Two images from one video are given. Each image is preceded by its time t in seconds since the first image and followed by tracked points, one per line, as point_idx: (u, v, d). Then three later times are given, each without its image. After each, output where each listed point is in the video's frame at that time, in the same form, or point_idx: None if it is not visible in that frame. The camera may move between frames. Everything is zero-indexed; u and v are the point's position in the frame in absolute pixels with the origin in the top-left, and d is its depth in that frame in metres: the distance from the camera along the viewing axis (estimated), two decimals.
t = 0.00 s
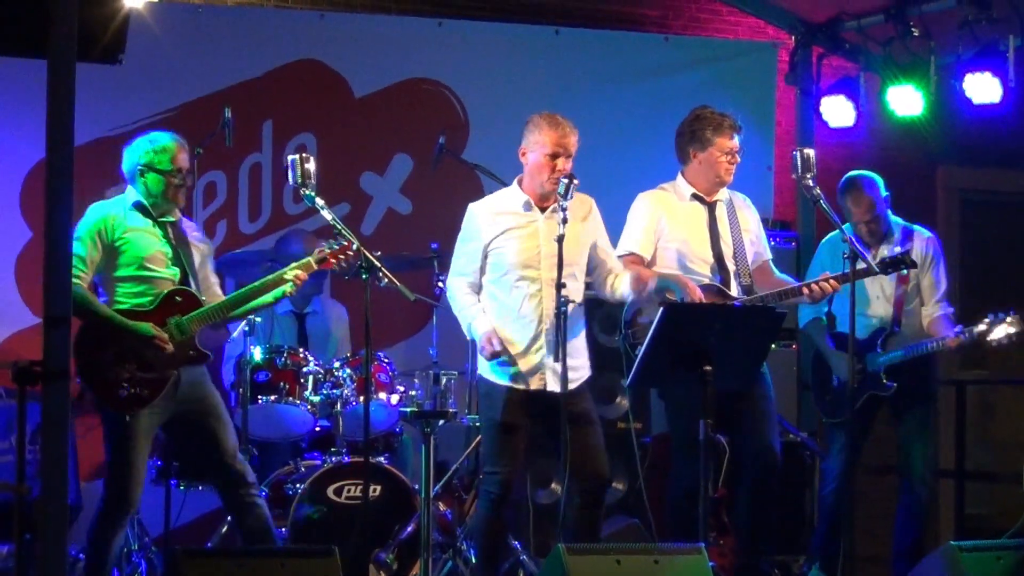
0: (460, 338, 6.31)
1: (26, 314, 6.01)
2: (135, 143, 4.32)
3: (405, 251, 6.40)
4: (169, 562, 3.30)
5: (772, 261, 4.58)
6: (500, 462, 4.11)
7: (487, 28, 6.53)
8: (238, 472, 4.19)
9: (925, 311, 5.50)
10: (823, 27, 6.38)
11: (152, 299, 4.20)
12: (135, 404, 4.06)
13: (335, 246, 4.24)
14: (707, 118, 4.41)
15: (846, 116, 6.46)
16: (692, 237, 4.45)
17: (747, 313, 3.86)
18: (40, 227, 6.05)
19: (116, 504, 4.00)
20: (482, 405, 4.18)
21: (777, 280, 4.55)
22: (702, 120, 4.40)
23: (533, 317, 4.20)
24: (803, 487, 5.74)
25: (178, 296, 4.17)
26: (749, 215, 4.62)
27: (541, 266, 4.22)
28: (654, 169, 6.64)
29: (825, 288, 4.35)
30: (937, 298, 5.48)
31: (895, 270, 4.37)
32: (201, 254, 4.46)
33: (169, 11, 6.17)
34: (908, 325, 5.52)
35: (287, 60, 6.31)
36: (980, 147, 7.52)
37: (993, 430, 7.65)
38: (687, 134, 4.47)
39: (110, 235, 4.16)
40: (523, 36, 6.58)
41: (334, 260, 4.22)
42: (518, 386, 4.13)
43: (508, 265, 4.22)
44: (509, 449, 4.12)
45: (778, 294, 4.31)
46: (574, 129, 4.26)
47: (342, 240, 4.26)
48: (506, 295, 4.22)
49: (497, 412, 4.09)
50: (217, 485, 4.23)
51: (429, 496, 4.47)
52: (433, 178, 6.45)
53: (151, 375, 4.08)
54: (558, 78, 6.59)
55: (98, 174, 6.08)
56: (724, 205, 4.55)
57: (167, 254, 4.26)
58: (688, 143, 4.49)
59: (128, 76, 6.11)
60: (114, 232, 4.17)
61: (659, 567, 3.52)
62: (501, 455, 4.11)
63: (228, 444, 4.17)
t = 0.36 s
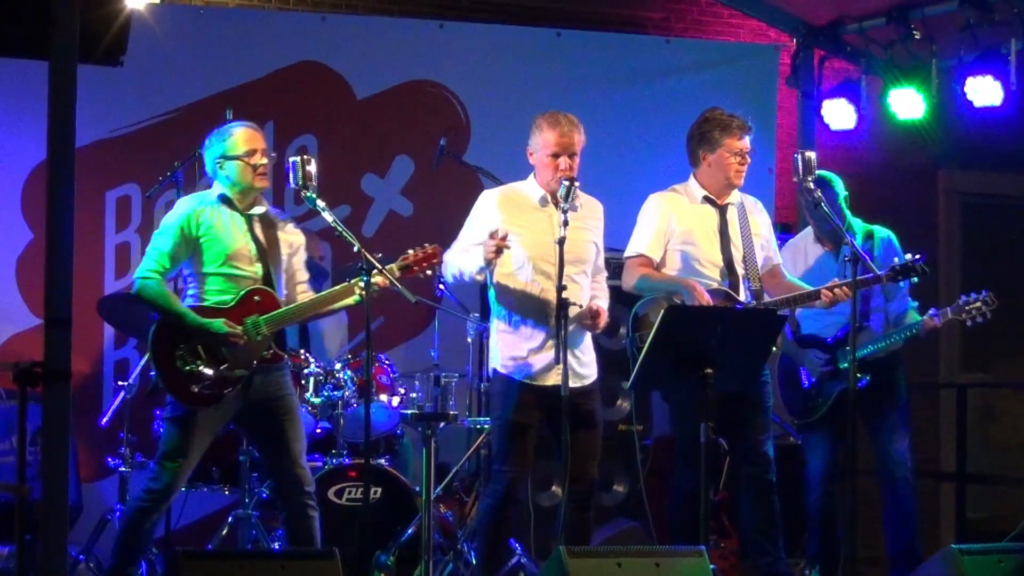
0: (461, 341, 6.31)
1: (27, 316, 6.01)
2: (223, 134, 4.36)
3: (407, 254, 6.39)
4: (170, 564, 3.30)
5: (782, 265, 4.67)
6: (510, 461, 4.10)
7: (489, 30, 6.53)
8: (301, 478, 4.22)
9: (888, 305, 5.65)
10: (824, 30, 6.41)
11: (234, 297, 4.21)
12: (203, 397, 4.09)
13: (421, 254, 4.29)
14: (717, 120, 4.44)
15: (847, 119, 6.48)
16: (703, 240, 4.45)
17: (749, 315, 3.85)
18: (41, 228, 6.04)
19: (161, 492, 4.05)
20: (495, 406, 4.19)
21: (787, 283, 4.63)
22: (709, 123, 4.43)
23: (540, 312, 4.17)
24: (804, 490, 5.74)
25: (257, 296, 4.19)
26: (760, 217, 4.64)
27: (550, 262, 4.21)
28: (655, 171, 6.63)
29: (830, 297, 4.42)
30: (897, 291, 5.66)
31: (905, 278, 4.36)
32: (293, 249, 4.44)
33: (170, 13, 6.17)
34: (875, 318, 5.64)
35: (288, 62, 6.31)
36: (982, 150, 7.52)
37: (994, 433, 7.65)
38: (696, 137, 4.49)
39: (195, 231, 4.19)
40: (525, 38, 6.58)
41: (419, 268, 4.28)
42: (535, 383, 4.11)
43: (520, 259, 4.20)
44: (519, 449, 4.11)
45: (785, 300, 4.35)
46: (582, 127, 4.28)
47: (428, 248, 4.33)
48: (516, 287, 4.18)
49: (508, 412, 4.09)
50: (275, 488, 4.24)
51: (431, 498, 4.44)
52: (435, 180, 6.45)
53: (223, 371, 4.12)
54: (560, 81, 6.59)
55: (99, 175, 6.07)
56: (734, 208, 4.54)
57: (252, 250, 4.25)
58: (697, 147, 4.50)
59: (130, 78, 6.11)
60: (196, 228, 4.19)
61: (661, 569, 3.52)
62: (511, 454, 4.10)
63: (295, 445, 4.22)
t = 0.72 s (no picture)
0: (460, 344, 6.31)
1: (26, 318, 6.01)
2: (247, 133, 4.45)
3: (407, 257, 6.39)
4: (168, 567, 3.30)
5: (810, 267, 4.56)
6: (518, 467, 4.16)
7: (488, 33, 6.54)
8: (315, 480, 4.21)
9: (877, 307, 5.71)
10: (823, 33, 6.42)
11: (258, 295, 4.29)
12: (224, 396, 4.17)
13: (445, 254, 4.49)
14: (732, 122, 4.43)
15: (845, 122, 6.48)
16: (732, 243, 4.39)
17: (748, 319, 3.84)
18: (40, 230, 6.04)
19: (175, 487, 4.09)
20: (503, 408, 4.21)
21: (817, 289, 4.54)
22: (718, 127, 4.46)
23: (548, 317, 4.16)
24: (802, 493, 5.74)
25: (280, 297, 4.28)
26: (787, 219, 4.54)
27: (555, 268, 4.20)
28: (654, 174, 6.63)
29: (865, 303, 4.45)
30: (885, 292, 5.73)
31: (933, 284, 4.46)
32: (320, 247, 4.56)
33: (169, 16, 6.17)
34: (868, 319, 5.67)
35: (288, 64, 6.31)
36: (981, 153, 7.52)
37: (992, 436, 7.65)
38: (714, 142, 4.48)
39: (221, 228, 4.26)
40: (524, 41, 6.58)
41: (441, 267, 4.47)
42: (539, 390, 4.12)
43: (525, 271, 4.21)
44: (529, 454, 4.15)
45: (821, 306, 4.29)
46: (580, 131, 4.26)
47: (452, 249, 4.52)
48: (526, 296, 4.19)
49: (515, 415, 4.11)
50: (291, 490, 4.25)
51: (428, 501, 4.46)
52: (433, 183, 6.45)
53: (244, 371, 4.19)
54: (560, 84, 6.59)
55: (98, 177, 6.07)
56: (763, 209, 4.49)
57: (277, 247, 4.33)
58: (717, 153, 4.49)
59: (129, 80, 6.11)
60: (222, 224, 4.27)
61: (659, 573, 3.52)
62: (520, 460, 4.15)
63: (311, 447, 4.22)
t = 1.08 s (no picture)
0: (458, 346, 6.30)
1: (24, 321, 6.00)
2: (252, 136, 4.45)
3: (405, 259, 6.39)
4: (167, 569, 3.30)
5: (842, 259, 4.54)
6: (500, 469, 4.12)
7: (486, 36, 6.54)
8: (317, 484, 4.20)
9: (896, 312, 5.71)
10: (821, 36, 6.39)
11: (261, 297, 4.30)
12: (227, 399, 4.16)
13: (450, 261, 4.43)
14: (753, 121, 4.38)
15: (843, 125, 6.49)
16: (760, 242, 4.30)
17: (750, 322, 3.85)
18: (37, 233, 6.04)
19: (174, 489, 4.10)
20: (484, 411, 4.18)
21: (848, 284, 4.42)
22: (739, 125, 4.40)
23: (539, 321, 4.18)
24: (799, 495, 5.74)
25: (285, 300, 4.27)
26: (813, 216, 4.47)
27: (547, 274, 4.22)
28: (652, 176, 6.64)
29: (900, 290, 4.37)
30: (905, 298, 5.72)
31: (967, 269, 4.44)
32: (323, 251, 4.58)
33: (167, 18, 6.17)
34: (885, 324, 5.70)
35: (286, 67, 6.31)
36: (980, 155, 7.52)
37: (990, 439, 7.65)
38: (737, 141, 4.42)
39: (226, 231, 4.26)
40: (522, 44, 6.59)
41: (447, 274, 4.40)
42: (521, 390, 4.10)
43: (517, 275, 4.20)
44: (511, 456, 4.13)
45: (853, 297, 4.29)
46: (577, 137, 4.26)
47: (456, 256, 4.45)
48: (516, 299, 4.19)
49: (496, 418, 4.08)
50: (294, 492, 4.24)
51: (428, 503, 4.43)
52: (432, 185, 6.45)
53: (248, 373, 4.18)
54: (558, 86, 6.60)
55: (96, 180, 6.07)
56: (787, 206, 4.41)
57: (280, 251, 4.33)
58: (739, 152, 4.43)
59: (127, 83, 6.11)
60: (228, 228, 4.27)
61: (657, 574, 3.53)
62: (501, 463, 4.11)
63: (314, 450, 4.21)
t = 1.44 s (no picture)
0: (457, 347, 6.30)
1: (23, 322, 6.00)
2: (255, 137, 4.44)
3: (404, 260, 6.40)
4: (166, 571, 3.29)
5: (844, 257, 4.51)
6: (505, 470, 4.11)
7: (484, 37, 6.55)
8: (318, 486, 4.21)
9: (921, 318, 5.65)
10: (819, 36, 6.35)
11: (263, 299, 4.30)
12: (226, 401, 4.15)
13: (451, 266, 4.42)
14: (755, 118, 4.37)
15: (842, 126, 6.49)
16: (761, 239, 4.29)
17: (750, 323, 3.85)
18: (35, 235, 6.04)
19: (173, 490, 4.10)
20: (488, 413, 4.18)
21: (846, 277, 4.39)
22: (741, 122, 4.40)
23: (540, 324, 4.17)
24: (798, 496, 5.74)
25: (285, 303, 4.27)
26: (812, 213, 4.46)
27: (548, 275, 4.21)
28: (651, 177, 6.64)
29: (903, 280, 4.30)
30: (931, 304, 5.66)
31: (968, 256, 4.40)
32: (325, 255, 4.57)
33: (165, 19, 6.17)
34: (909, 330, 5.64)
35: (285, 68, 6.32)
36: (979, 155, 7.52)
37: (989, 439, 7.65)
38: (738, 139, 4.42)
39: (227, 233, 4.25)
40: (521, 45, 6.59)
41: (448, 278, 4.40)
42: (523, 394, 4.10)
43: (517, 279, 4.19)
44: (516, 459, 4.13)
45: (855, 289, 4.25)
46: (577, 139, 4.25)
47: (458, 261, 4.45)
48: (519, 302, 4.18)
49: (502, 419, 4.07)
50: (294, 495, 4.23)
51: (426, 505, 4.43)
52: (430, 186, 6.46)
53: (248, 376, 4.18)
54: (556, 87, 6.60)
55: (95, 182, 6.07)
56: (788, 203, 4.40)
57: (281, 254, 4.33)
58: (740, 149, 4.43)
59: (125, 84, 6.11)
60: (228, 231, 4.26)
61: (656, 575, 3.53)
62: (508, 465, 4.10)
63: (315, 452, 4.21)
